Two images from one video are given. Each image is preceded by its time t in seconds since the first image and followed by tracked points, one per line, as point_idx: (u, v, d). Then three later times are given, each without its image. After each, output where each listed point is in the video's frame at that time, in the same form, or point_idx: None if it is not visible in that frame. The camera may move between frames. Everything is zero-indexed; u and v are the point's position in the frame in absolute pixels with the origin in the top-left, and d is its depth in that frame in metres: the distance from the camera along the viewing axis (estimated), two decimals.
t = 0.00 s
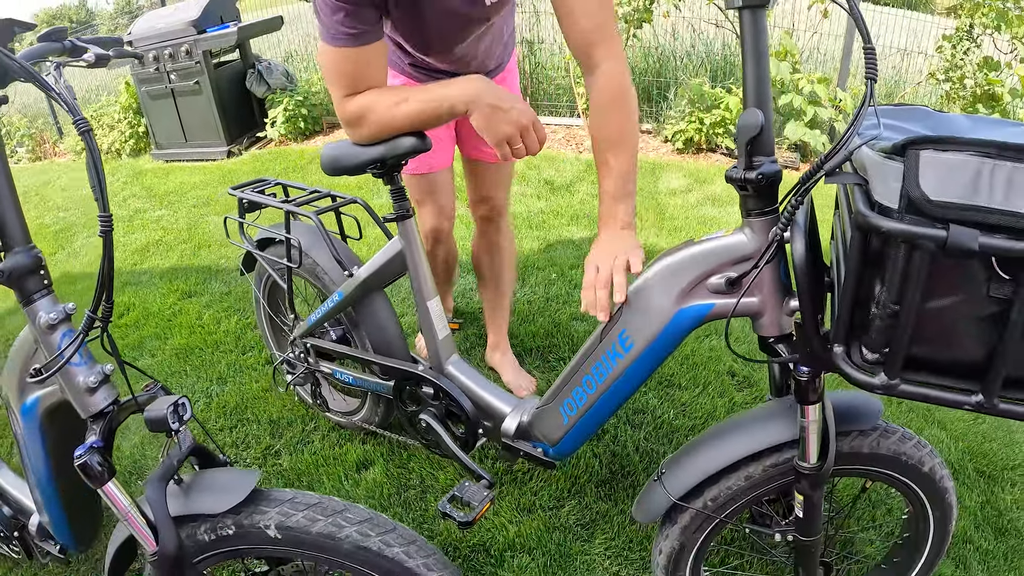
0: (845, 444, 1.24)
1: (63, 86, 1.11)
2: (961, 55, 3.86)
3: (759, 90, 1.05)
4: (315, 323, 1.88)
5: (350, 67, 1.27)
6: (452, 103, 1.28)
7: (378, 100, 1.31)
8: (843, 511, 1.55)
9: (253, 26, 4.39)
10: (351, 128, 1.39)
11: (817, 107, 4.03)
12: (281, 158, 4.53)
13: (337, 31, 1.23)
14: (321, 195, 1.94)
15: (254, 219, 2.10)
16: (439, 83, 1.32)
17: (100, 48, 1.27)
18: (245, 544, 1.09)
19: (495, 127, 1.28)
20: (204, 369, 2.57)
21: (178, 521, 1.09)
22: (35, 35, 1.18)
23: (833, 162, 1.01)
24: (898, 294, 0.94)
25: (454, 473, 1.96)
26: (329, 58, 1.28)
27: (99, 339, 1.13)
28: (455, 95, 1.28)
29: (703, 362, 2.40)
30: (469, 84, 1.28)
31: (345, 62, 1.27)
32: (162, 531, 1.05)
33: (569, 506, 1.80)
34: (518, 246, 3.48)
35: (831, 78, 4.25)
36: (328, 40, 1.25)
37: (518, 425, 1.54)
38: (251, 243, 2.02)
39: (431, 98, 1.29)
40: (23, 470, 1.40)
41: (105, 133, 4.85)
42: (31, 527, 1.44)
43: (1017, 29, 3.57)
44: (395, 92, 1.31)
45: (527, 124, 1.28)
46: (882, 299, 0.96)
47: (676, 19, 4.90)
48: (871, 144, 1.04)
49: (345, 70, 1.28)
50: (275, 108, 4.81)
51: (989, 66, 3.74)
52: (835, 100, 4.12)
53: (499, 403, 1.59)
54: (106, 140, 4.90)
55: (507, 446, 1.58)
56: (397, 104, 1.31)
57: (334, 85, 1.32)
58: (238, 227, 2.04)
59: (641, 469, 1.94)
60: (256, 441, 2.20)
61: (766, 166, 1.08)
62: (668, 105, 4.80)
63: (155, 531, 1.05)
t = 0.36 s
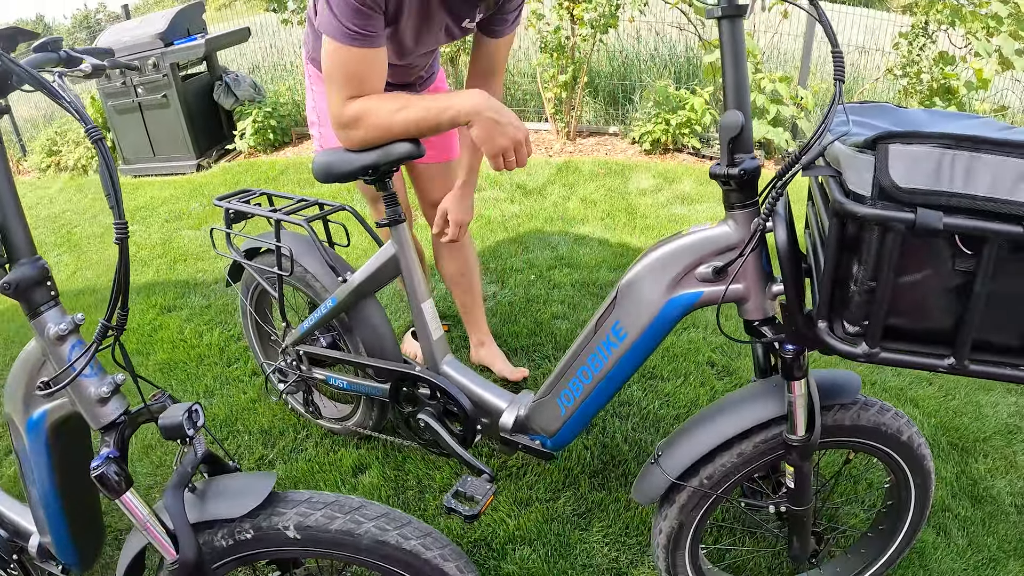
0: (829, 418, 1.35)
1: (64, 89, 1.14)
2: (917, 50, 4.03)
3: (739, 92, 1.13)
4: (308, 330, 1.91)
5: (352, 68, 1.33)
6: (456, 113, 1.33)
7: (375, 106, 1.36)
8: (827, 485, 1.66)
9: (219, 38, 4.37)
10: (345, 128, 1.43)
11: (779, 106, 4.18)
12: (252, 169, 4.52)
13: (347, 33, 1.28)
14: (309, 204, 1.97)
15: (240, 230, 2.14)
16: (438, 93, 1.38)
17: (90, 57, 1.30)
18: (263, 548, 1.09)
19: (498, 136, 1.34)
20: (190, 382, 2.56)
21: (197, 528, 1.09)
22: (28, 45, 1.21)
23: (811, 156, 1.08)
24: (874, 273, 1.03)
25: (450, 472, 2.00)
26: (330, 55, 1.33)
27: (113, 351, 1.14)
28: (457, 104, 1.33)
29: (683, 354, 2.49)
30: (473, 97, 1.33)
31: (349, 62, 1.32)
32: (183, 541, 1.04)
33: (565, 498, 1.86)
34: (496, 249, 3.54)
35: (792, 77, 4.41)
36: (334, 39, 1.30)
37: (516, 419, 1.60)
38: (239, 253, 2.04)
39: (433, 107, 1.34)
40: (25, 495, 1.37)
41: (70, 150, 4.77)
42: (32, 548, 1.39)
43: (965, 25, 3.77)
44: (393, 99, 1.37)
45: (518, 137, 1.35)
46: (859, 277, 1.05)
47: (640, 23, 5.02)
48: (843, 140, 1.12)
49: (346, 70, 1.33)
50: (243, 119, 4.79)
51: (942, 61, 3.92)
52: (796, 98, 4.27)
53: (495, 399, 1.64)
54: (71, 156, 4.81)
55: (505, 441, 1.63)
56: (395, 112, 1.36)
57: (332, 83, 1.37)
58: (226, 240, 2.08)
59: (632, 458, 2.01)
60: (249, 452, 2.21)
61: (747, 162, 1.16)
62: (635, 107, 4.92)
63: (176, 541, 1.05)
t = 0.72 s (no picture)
0: (825, 404, 1.41)
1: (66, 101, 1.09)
2: (876, 50, 4.25)
3: (735, 101, 1.22)
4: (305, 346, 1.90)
5: (375, 77, 1.42)
6: (474, 123, 1.45)
7: (389, 115, 1.45)
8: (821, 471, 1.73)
9: (184, 52, 4.31)
10: (350, 136, 1.49)
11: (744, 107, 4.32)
12: (221, 185, 4.50)
13: (378, 44, 1.38)
14: (299, 218, 1.96)
15: (227, 247, 2.12)
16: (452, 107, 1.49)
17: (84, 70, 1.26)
18: (290, 569, 1.09)
19: (510, 147, 1.46)
20: (175, 405, 2.51)
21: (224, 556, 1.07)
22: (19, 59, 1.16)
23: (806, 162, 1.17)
24: (874, 267, 1.11)
25: (451, 482, 2.00)
26: (352, 65, 1.40)
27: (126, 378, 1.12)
28: (477, 115, 1.44)
29: (669, 353, 2.55)
30: (488, 111, 1.45)
31: (374, 72, 1.41)
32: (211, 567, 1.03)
33: (568, 499, 1.89)
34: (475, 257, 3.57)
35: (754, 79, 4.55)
36: (363, 50, 1.38)
37: (522, 424, 1.62)
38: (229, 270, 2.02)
39: (449, 118, 1.45)
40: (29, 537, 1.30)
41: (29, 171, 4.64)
42: None
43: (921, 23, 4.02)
44: (407, 110, 1.46)
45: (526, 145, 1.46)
46: (859, 271, 1.13)
47: (605, 29, 5.12)
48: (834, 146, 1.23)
49: (369, 80, 1.41)
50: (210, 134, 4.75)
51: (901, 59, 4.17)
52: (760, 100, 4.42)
53: (499, 405, 1.67)
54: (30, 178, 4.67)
55: (512, 446, 1.65)
56: (410, 122, 1.46)
57: (350, 92, 1.43)
58: (214, 257, 2.05)
59: (629, 455, 2.05)
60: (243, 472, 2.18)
61: (743, 167, 1.25)
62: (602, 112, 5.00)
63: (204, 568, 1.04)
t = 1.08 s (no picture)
0: (820, 384, 1.52)
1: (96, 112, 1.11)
2: (836, 48, 4.88)
3: (732, 107, 1.36)
4: (310, 356, 1.89)
5: (380, 88, 1.44)
6: (480, 133, 1.49)
7: (396, 128, 1.49)
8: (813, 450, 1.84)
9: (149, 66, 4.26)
10: (354, 151, 1.53)
11: (710, 109, 4.51)
12: (193, 201, 4.51)
13: (384, 58, 1.41)
14: (299, 230, 1.98)
15: (224, 260, 2.12)
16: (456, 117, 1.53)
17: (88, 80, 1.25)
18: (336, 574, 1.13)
19: (514, 156, 1.52)
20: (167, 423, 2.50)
21: (272, 565, 1.10)
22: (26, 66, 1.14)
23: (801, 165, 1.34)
24: (868, 257, 1.25)
25: (459, 483, 2.05)
26: (358, 77, 1.43)
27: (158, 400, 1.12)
28: (483, 125, 1.49)
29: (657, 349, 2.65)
30: (493, 120, 1.49)
31: (379, 84, 1.44)
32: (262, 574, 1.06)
33: (575, 492, 1.95)
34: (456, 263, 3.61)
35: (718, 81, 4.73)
36: (369, 63, 1.41)
37: (533, 421, 1.69)
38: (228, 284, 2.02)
39: (454, 128, 1.49)
40: (52, 563, 1.30)
41: None
42: None
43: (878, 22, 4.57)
44: (413, 122, 1.50)
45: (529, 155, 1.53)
46: (855, 262, 1.27)
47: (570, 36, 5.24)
48: (823, 151, 1.35)
49: (375, 92, 1.45)
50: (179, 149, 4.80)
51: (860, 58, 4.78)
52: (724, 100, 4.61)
53: (510, 404, 1.73)
54: None
55: (524, 442, 1.71)
56: (417, 134, 1.50)
57: (355, 104, 1.46)
58: (212, 272, 2.05)
59: (628, 446, 2.13)
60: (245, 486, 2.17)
61: (744, 172, 1.37)
62: (571, 116, 5.11)
63: None
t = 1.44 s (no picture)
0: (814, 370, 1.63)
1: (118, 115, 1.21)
2: (809, 51, 5.66)
3: (726, 107, 1.50)
4: (315, 363, 1.89)
5: (384, 96, 1.48)
6: (484, 138, 1.54)
7: (402, 135, 1.53)
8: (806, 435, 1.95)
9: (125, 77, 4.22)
10: (361, 159, 1.57)
11: (687, 112, 4.65)
12: (174, 213, 4.53)
13: (388, 65, 1.45)
14: (300, 238, 2.00)
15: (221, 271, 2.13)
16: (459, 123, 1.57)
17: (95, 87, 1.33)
18: (369, 570, 1.17)
19: (515, 160, 1.57)
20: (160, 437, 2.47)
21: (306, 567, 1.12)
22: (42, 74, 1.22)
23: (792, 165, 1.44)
24: (859, 247, 1.35)
25: (466, 481, 2.10)
26: (361, 84, 1.47)
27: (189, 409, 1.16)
28: (485, 131, 1.53)
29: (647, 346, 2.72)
30: (498, 126, 1.54)
31: (382, 91, 1.47)
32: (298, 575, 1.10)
33: (579, 486, 2.01)
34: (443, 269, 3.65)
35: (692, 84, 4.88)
36: (374, 70, 1.45)
37: (541, 417, 1.76)
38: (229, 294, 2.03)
39: (460, 134, 1.54)
40: None
41: None
42: None
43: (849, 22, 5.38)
44: (417, 130, 1.54)
45: (533, 160, 1.59)
46: (847, 252, 1.37)
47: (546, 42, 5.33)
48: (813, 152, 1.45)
49: (378, 100, 1.48)
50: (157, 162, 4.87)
51: (830, 59, 5.61)
52: (700, 103, 4.76)
53: (517, 403, 1.79)
54: None
55: (531, 438, 1.78)
56: (422, 143, 1.54)
57: (360, 115, 1.50)
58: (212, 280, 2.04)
59: (626, 441, 2.19)
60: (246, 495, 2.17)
61: (739, 170, 1.45)
62: (548, 121, 5.18)
63: None
